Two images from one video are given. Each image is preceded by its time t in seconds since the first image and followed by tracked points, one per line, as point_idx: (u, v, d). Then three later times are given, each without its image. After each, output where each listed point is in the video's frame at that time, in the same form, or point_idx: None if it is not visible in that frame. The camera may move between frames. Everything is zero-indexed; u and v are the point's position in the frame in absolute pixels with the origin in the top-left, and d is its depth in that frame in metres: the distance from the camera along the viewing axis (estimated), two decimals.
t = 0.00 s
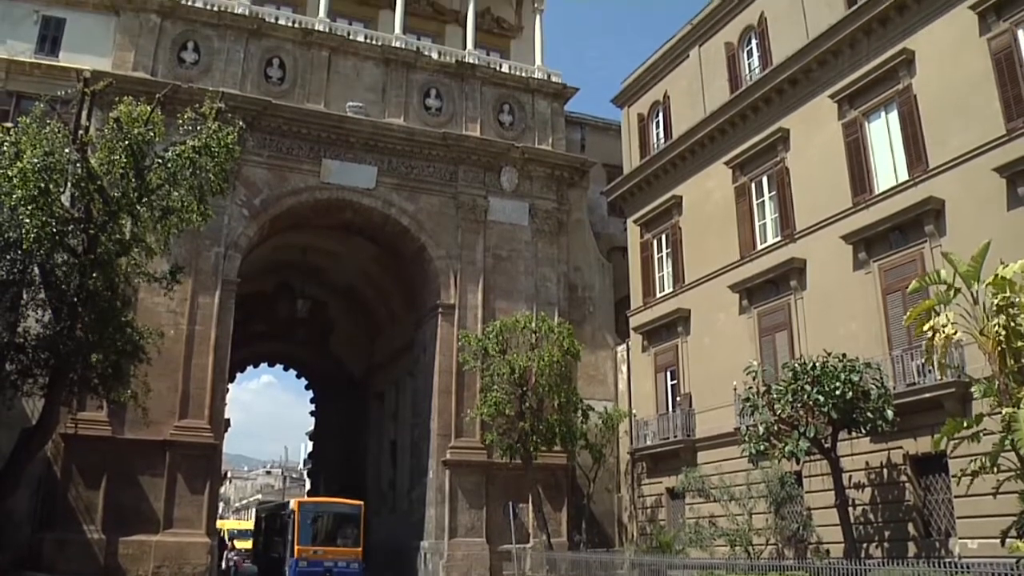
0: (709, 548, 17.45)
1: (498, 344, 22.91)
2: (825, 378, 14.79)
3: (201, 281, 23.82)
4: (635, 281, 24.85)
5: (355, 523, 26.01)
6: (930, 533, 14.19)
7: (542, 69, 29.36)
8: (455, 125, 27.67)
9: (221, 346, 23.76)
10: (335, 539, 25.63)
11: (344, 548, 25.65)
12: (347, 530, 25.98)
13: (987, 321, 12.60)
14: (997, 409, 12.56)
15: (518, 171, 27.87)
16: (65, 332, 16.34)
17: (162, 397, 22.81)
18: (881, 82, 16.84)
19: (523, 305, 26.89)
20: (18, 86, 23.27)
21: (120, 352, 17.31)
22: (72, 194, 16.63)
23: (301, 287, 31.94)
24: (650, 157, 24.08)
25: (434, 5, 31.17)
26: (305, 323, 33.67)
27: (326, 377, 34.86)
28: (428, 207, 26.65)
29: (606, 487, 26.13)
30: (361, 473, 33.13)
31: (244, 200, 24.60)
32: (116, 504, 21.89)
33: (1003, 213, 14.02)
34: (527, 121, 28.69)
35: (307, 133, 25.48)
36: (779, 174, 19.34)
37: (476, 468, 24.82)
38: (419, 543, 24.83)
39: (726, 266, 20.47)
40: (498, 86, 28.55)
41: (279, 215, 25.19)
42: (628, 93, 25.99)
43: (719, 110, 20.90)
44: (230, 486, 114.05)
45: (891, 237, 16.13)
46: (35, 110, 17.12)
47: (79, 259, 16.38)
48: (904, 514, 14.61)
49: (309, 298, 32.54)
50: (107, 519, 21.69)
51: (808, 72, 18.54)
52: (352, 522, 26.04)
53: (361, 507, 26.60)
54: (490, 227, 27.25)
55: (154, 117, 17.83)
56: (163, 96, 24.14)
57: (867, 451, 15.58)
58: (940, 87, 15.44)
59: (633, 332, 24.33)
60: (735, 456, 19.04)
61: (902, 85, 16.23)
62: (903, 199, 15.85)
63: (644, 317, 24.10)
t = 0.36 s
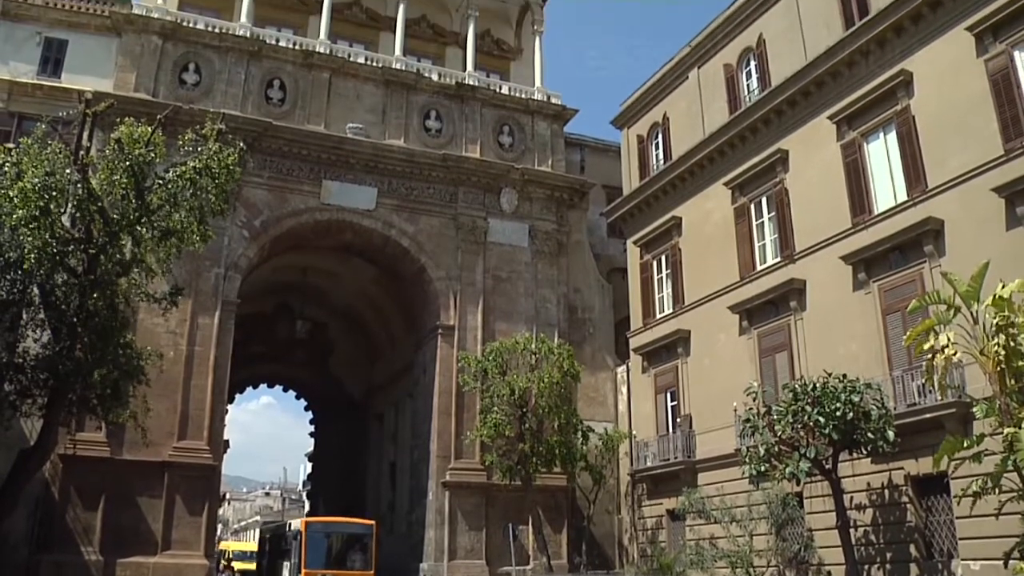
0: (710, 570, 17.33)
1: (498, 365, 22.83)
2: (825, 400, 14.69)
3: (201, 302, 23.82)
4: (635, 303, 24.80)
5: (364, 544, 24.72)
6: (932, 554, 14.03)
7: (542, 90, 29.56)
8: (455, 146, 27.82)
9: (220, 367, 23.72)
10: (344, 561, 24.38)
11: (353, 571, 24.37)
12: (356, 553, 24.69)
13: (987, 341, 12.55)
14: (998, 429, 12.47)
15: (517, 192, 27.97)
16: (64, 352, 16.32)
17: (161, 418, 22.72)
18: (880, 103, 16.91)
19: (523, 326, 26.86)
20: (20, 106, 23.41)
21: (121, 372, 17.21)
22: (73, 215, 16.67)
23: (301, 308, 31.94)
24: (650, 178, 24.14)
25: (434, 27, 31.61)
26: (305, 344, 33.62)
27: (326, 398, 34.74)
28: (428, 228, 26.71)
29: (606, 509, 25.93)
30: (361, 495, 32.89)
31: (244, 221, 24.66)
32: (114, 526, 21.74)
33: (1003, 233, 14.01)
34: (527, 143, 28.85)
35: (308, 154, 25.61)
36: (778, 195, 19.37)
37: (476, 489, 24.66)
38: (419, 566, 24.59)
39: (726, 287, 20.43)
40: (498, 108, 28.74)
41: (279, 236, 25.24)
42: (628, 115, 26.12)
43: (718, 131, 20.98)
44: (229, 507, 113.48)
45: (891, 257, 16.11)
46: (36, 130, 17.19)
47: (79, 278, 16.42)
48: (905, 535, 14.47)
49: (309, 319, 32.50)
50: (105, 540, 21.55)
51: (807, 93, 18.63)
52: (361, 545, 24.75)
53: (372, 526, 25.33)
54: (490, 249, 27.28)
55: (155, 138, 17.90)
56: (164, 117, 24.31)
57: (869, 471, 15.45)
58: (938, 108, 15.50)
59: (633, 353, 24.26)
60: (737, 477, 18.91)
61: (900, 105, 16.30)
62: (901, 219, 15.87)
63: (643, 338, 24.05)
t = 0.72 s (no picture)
0: None
1: (498, 388, 22.73)
2: (826, 421, 14.56)
3: (201, 323, 23.80)
4: (634, 325, 24.76)
5: (378, 566, 24.12)
6: None
7: (541, 113, 29.74)
8: (455, 168, 27.95)
9: (220, 389, 23.65)
10: None
11: None
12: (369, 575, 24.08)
13: (988, 361, 12.49)
14: (1000, 450, 12.37)
15: (517, 214, 28.06)
16: (63, 373, 16.25)
17: (160, 440, 22.61)
18: (878, 125, 16.99)
19: (523, 348, 26.80)
20: (22, 128, 23.53)
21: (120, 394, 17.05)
22: (73, 237, 16.69)
23: (300, 329, 31.90)
24: (649, 200, 24.20)
25: (434, 50, 31.96)
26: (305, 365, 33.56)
27: (326, 421, 34.62)
28: (428, 250, 26.75)
29: (606, 532, 25.72)
30: (360, 518, 32.66)
31: (245, 242, 24.70)
32: (112, 549, 21.55)
33: (1002, 254, 13.99)
34: (527, 165, 29.01)
35: (309, 177, 25.73)
36: (777, 217, 19.40)
37: (476, 512, 24.46)
38: None
39: (726, 308, 20.40)
40: (498, 130, 28.91)
41: (280, 258, 25.28)
42: (627, 138, 26.26)
43: (718, 153, 21.07)
44: (227, 530, 112.78)
45: (890, 279, 16.08)
46: (38, 152, 17.25)
47: (79, 300, 16.41)
48: (908, 557, 14.31)
49: (309, 341, 32.46)
50: (102, 564, 21.34)
51: (805, 115, 18.71)
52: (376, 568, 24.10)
53: (384, 545, 24.72)
54: (490, 270, 27.29)
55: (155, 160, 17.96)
56: (165, 139, 24.47)
57: (870, 493, 15.31)
58: (936, 129, 15.55)
59: (633, 375, 24.18)
60: (738, 500, 18.72)
61: (899, 127, 16.38)
62: (901, 241, 15.87)
63: (643, 360, 23.98)
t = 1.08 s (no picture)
0: None
1: (498, 406, 22.64)
2: (827, 439, 14.45)
3: (200, 341, 23.79)
4: (634, 342, 24.71)
5: None
6: None
7: (541, 131, 29.88)
8: (455, 186, 28.05)
9: (220, 407, 23.60)
10: None
11: None
12: None
13: (988, 379, 12.41)
14: (1002, 467, 12.31)
15: (517, 232, 28.11)
16: (62, 391, 16.17)
17: (159, 457, 22.53)
18: (877, 143, 17.02)
19: (523, 366, 26.76)
20: (23, 145, 23.64)
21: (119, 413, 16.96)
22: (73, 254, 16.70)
23: (301, 347, 31.89)
24: (649, 218, 24.24)
25: (434, 68, 32.24)
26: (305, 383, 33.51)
27: (326, 439, 34.48)
28: (428, 268, 26.78)
29: (606, 550, 25.52)
30: (360, 537, 32.42)
31: (244, 260, 24.73)
32: (110, 567, 21.39)
33: (1002, 271, 13.95)
34: (527, 183, 29.12)
35: (310, 195, 25.81)
36: (777, 235, 19.40)
37: (476, 531, 24.29)
38: None
39: (726, 326, 20.36)
40: (498, 148, 29.06)
41: (280, 275, 25.30)
42: (627, 155, 26.36)
43: (717, 171, 21.11)
44: (226, 549, 112.14)
45: (890, 296, 16.05)
46: (39, 170, 17.29)
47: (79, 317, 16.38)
48: None
49: (309, 358, 32.44)
50: None
51: (805, 133, 18.76)
52: None
53: (398, 562, 24.17)
54: (490, 288, 27.30)
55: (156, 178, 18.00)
56: (165, 157, 24.60)
57: (871, 511, 15.21)
58: (935, 146, 15.57)
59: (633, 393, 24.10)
60: (738, 518, 18.61)
61: (898, 145, 16.39)
62: (900, 258, 15.86)
63: (643, 378, 23.91)
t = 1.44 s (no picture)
0: None
1: (498, 426, 22.54)
2: (828, 457, 14.36)
3: (200, 359, 23.76)
4: (634, 361, 24.65)
5: None
6: None
7: (541, 150, 30.02)
8: (455, 206, 28.14)
9: (219, 426, 23.52)
10: None
11: None
12: None
13: (989, 398, 12.34)
14: (1003, 486, 12.27)
15: (517, 251, 28.15)
16: (61, 410, 16.10)
17: (158, 476, 22.42)
18: (876, 161, 17.06)
19: (523, 385, 26.70)
20: (25, 163, 23.77)
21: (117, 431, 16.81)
22: (73, 272, 16.72)
23: (300, 365, 31.85)
24: (649, 236, 24.27)
25: (434, 88, 32.43)
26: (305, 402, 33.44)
27: (326, 458, 34.33)
28: (428, 287, 26.80)
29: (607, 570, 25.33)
30: (360, 557, 32.16)
31: (244, 278, 24.75)
32: None
33: (1002, 288, 13.93)
34: (526, 202, 29.21)
35: (309, 214, 25.88)
36: (777, 253, 19.41)
37: (476, 551, 24.11)
38: None
39: (726, 344, 20.32)
40: (498, 168, 29.19)
41: (280, 294, 25.31)
42: (626, 174, 26.47)
43: (717, 189, 21.18)
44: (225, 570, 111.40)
45: (890, 314, 16.02)
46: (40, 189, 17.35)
47: (79, 335, 16.35)
48: None
49: (308, 377, 32.36)
50: None
51: (804, 152, 18.82)
52: None
53: None
54: (490, 307, 27.29)
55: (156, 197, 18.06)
56: (166, 176, 24.72)
57: (872, 530, 15.13)
58: (933, 165, 15.62)
59: (633, 412, 24.02)
60: (738, 538, 18.50)
61: (897, 163, 16.44)
62: (900, 276, 15.87)
63: (643, 397, 23.83)
